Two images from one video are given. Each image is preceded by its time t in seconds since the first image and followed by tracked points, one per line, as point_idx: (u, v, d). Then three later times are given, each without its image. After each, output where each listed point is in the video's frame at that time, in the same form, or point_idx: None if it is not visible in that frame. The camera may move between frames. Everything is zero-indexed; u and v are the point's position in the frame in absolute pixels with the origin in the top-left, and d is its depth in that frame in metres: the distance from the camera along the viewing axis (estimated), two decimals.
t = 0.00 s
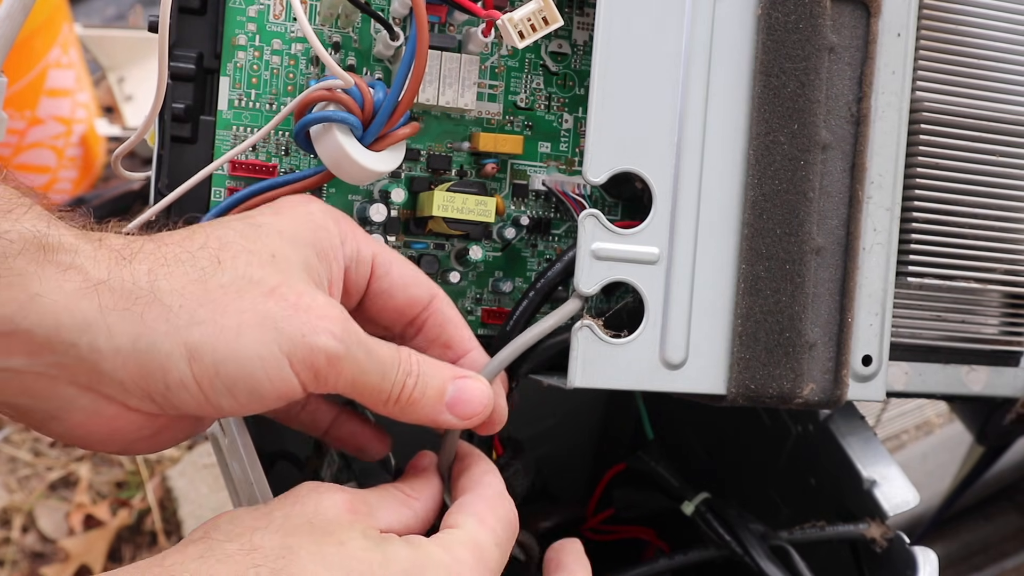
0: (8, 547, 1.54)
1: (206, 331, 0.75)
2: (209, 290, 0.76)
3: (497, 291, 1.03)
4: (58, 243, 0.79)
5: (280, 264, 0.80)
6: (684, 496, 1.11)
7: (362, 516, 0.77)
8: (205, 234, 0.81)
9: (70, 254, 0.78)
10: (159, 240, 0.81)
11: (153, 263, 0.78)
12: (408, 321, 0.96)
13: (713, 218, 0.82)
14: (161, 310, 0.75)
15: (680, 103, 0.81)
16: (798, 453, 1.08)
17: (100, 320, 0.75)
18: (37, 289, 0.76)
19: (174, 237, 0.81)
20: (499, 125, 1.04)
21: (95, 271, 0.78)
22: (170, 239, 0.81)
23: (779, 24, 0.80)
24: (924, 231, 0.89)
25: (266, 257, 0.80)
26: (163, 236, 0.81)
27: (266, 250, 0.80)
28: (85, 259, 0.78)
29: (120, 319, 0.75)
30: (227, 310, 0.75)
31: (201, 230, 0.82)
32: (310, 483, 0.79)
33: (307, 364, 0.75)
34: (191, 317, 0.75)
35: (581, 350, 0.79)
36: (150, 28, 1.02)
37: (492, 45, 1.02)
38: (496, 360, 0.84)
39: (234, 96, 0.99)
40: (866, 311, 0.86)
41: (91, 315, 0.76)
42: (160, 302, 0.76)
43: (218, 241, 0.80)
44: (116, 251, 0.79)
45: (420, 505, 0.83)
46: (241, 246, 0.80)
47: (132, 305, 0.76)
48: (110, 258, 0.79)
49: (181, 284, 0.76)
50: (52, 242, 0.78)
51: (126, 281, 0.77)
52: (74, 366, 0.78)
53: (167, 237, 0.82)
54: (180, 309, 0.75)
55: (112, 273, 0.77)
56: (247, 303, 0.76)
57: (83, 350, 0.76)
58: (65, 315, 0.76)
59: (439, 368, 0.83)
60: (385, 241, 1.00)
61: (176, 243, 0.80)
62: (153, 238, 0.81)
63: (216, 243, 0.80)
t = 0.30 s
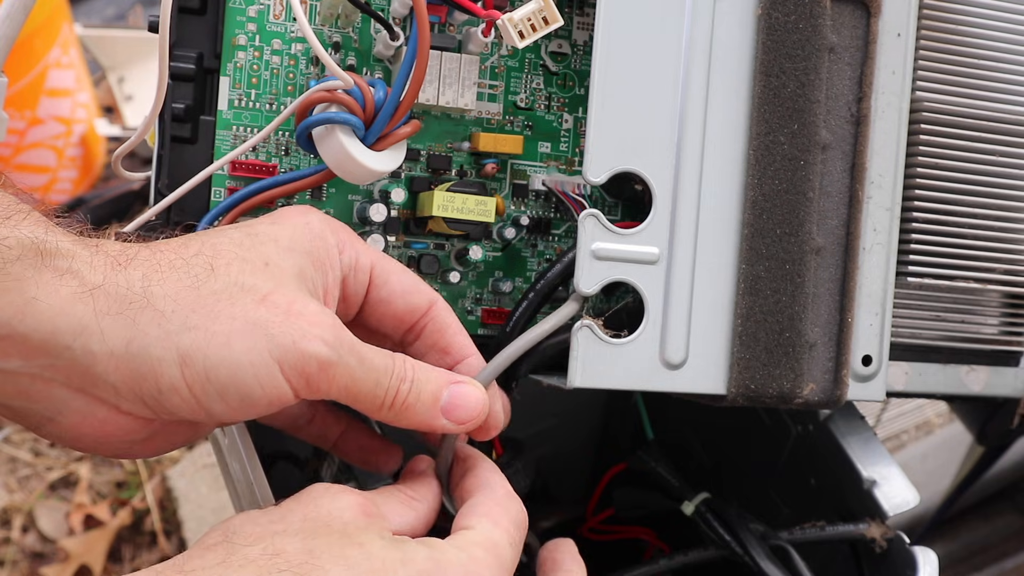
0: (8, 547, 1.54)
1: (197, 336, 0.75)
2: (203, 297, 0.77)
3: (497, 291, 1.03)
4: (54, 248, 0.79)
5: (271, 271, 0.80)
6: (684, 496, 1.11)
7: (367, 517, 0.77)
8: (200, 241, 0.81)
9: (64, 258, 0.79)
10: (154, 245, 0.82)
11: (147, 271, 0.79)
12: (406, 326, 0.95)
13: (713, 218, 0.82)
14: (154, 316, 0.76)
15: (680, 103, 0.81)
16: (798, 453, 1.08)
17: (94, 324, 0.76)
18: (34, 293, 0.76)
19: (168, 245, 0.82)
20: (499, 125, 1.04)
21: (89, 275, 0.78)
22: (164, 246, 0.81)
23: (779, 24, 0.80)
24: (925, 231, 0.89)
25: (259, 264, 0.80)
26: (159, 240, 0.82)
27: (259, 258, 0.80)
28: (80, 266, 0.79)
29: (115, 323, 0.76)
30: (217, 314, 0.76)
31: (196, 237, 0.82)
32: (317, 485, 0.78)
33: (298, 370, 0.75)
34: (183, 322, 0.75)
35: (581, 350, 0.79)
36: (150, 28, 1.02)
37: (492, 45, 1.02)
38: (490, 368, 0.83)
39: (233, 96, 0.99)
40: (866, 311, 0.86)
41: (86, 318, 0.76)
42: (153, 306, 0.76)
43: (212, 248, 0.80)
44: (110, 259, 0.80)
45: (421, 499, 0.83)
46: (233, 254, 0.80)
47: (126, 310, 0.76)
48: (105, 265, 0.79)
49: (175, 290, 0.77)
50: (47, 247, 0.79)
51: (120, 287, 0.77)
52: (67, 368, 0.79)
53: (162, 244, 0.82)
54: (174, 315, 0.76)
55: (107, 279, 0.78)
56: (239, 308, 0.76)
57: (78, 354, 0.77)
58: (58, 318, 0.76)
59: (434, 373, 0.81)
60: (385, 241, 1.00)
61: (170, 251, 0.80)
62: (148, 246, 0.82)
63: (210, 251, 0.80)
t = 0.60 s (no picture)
0: (8, 547, 1.54)
1: (177, 385, 0.78)
2: (187, 347, 0.78)
3: (497, 291, 1.04)
4: (42, 276, 0.78)
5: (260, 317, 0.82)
6: (684, 496, 1.11)
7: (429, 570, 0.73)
8: (190, 280, 0.82)
9: (50, 286, 0.78)
10: (147, 278, 0.81)
11: (133, 308, 0.79)
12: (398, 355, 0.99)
13: (713, 218, 0.82)
14: (137, 360, 0.77)
15: (680, 103, 0.81)
16: (798, 452, 1.08)
17: (76, 358, 0.77)
18: (18, 322, 0.76)
19: (156, 277, 0.82)
20: (499, 125, 1.04)
21: (78, 308, 0.78)
22: (153, 278, 0.82)
23: (779, 24, 0.80)
24: (925, 231, 0.89)
25: (247, 310, 0.81)
26: (151, 272, 0.82)
27: (247, 305, 0.81)
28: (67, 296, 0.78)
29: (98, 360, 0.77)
30: (198, 365, 0.78)
31: (185, 271, 0.83)
32: (363, 512, 0.75)
33: (271, 425, 0.79)
34: (165, 369, 0.78)
35: (581, 350, 0.79)
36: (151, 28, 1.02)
37: (492, 45, 1.02)
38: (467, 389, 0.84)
39: (233, 96, 0.99)
40: (866, 311, 0.86)
41: (68, 351, 0.77)
42: (136, 351, 0.77)
43: (203, 290, 0.81)
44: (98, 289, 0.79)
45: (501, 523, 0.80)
46: (223, 297, 0.81)
47: (111, 347, 0.77)
48: (93, 298, 0.79)
49: (159, 337, 0.78)
50: (36, 275, 0.77)
51: (107, 323, 0.78)
52: (48, 393, 0.80)
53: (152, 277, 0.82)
54: (156, 361, 0.77)
55: (93, 316, 0.78)
56: (220, 360, 0.78)
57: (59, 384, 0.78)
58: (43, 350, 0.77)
59: (402, 405, 0.83)
60: (385, 241, 1.00)
61: (159, 285, 0.81)
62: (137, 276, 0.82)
63: (201, 292, 0.81)
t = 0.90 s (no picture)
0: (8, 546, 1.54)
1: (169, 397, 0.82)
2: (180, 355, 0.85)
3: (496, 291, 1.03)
4: (40, 283, 0.84)
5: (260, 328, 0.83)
6: (684, 496, 1.11)
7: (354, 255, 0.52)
8: (187, 290, 0.86)
9: (48, 293, 0.84)
10: (145, 287, 0.88)
11: (130, 317, 0.86)
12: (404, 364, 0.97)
13: (714, 217, 0.82)
14: (129, 369, 0.85)
15: (680, 103, 0.81)
16: (798, 452, 1.08)
17: (71, 366, 0.84)
18: (15, 327, 0.83)
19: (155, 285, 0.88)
20: (499, 125, 1.04)
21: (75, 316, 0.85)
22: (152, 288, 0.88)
23: (779, 24, 0.80)
24: (925, 231, 0.89)
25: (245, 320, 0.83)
26: (150, 282, 0.88)
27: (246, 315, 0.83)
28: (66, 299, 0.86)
29: (92, 367, 0.84)
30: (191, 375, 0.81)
31: (183, 279, 0.88)
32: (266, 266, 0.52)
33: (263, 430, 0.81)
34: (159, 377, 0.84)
35: (581, 350, 0.79)
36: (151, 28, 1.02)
37: (492, 45, 1.02)
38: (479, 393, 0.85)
39: (234, 96, 0.99)
40: (866, 311, 0.86)
41: (63, 359, 0.84)
42: (130, 362, 0.85)
43: (200, 299, 0.86)
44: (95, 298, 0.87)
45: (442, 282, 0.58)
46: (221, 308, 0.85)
47: (107, 357, 0.85)
48: (89, 306, 0.86)
49: (153, 347, 0.85)
50: (35, 280, 0.84)
51: (102, 333, 0.86)
52: (42, 399, 0.85)
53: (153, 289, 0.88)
54: (148, 371, 0.84)
55: (88, 324, 0.86)
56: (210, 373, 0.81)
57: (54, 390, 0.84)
58: (39, 355, 0.83)
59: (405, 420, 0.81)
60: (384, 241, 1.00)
61: (157, 296, 0.87)
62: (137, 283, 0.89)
63: (197, 302, 0.86)
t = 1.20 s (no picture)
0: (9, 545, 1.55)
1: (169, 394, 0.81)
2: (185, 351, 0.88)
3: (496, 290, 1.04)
4: (40, 279, 0.88)
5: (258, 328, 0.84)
6: (684, 496, 1.11)
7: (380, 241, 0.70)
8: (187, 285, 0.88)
9: (48, 290, 0.88)
10: (144, 284, 0.90)
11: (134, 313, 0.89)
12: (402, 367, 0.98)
13: (714, 217, 0.82)
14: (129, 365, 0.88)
15: (680, 103, 0.81)
16: (798, 452, 1.08)
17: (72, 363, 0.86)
18: (15, 324, 0.86)
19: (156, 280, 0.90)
20: (499, 125, 1.04)
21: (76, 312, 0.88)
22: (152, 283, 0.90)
23: (779, 23, 0.80)
24: (925, 231, 0.89)
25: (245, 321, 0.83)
26: (151, 278, 0.90)
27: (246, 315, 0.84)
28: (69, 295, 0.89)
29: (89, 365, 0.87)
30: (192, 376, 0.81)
31: (183, 277, 0.89)
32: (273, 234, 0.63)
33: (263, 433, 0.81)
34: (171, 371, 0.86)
35: (581, 351, 0.79)
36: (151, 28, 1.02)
37: (492, 45, 1.02)
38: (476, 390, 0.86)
39: (234, 96, 0.99)
40: (866, 311, 0.86)
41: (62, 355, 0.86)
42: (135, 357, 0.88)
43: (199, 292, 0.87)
44: (96, 295, 0.90)
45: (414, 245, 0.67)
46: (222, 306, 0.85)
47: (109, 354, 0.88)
48: (91, 302, 0.89)
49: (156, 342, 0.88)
50: (35, 277, 0.88)
51: (103, 329, 0.88)
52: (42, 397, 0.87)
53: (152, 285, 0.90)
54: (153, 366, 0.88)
55: (88, 321, 0.88)
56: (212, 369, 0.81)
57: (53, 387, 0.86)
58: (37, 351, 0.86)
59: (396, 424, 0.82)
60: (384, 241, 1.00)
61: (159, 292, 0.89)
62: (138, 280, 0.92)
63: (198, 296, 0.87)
